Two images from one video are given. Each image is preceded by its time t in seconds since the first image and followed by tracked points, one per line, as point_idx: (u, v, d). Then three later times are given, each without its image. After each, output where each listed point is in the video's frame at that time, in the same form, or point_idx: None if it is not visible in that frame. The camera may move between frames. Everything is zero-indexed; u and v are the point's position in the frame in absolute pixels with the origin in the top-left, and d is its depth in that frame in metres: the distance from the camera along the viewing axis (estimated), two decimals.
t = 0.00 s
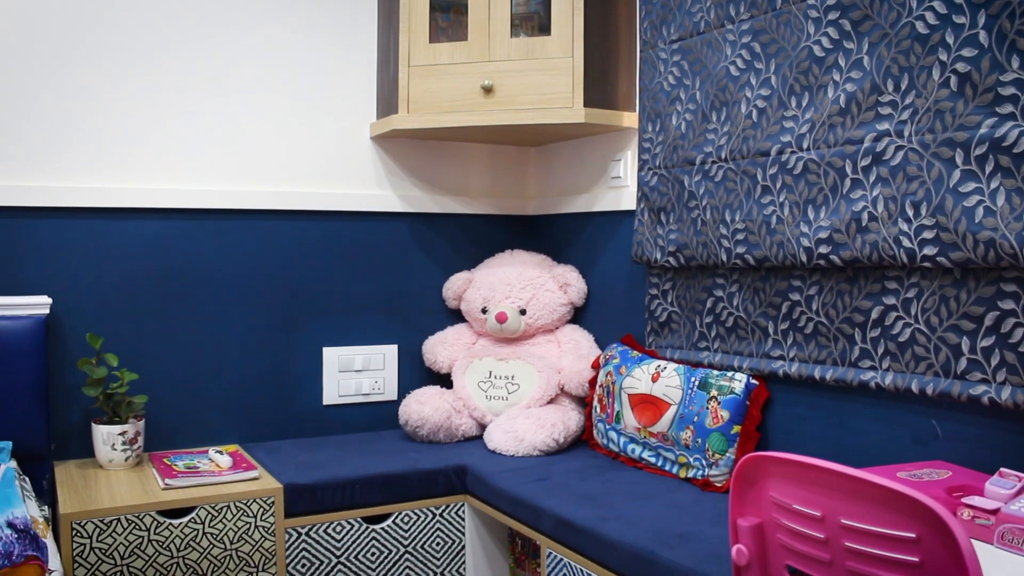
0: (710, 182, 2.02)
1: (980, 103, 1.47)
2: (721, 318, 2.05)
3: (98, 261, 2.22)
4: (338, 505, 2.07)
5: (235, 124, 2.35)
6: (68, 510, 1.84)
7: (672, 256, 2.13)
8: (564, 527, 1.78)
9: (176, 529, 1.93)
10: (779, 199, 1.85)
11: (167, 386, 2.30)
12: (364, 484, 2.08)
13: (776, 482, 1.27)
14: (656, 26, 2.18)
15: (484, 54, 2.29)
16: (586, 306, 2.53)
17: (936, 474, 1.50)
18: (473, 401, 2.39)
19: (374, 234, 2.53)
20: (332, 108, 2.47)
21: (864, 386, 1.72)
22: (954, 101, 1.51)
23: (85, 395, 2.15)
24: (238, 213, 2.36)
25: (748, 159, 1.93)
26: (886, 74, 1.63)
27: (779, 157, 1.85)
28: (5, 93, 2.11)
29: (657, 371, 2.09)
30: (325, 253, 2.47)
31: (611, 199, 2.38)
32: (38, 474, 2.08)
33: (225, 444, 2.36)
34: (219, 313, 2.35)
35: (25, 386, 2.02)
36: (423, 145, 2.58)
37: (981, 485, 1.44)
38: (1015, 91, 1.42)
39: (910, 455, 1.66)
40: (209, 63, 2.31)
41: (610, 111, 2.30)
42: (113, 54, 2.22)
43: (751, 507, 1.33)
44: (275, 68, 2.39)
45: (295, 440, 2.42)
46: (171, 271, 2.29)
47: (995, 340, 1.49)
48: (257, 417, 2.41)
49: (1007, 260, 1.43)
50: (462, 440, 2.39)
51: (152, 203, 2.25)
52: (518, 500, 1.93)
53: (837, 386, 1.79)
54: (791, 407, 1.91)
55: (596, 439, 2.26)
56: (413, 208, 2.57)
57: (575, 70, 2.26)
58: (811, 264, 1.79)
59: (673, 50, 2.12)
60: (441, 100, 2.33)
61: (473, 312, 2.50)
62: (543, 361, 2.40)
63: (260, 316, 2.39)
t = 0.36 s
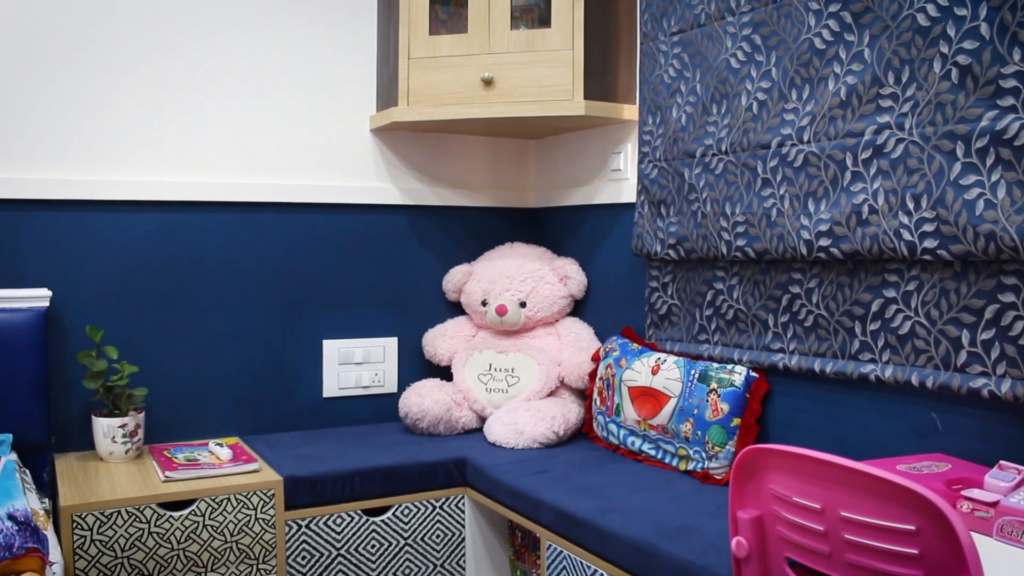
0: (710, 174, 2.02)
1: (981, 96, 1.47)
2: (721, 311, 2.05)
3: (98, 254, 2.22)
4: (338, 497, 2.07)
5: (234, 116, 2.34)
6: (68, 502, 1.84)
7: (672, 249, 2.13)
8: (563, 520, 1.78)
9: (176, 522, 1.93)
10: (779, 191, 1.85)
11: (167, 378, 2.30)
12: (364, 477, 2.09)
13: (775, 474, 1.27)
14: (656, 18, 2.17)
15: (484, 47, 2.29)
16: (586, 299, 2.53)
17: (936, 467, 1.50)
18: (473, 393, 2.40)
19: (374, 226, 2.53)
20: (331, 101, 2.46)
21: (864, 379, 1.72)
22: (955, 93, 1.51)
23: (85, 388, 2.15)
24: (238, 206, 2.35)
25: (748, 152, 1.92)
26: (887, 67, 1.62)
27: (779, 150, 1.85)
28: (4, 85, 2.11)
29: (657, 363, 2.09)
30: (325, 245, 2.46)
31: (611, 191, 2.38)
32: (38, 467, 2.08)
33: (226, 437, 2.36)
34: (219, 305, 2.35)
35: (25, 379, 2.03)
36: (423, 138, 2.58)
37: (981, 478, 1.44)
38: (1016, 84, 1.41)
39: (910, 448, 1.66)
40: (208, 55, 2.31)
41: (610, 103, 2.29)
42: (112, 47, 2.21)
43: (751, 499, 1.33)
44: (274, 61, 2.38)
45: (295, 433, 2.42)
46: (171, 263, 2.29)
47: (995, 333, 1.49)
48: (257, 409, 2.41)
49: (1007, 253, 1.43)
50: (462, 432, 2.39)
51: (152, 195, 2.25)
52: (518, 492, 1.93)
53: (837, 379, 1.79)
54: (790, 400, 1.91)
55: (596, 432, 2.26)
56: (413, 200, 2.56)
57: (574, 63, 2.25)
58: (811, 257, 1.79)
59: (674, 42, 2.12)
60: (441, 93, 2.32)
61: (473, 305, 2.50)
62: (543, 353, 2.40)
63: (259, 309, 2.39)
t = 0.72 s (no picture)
0: (711, 166, 2.01)
1: (982, 88, 1.46)
2: (721, 303, 2.05)
3: (98, 246, 2.21)
4: (338, 489, 2.08)
5: (234, 108, 2.34)
6: (69, 494, 1.85)
7: (672, 241, 2.12)
8: (563, 512, 1.78)
9: (177, 514, 1.94)
10: (779, 183, 1.85)
11: (167, 371, 2.30)
12: (364, 469, 2.09)
13: (775, 466, 1.27)
14: (657, 10, 2.16)
15: (484, 39, 2.28)
16: (586, 291, 2.53)
17: (935, 459, 1.50)
18: (473, 385, 2.40)
19: (373, 218, 2.52)
20: (332, 92, 2.45)
21: (864, 371, 1.72)
22: (956, 85, 1.50)
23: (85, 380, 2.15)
24: (238, 198, 2.35)
25: (749, 144, 1.92)
26: (888, 59, 1.62)
27: (780, 142, 1.85)
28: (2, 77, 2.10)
29: (657, 356, 2.09)
30: (325, 237, 2.46)
31: (611, 183, 2.38)
32: (39, 459, 2.08)
33: (226, 429, 2.36)
34: (219, 297, 2.35)
35: (25, 370, 2.03)
36: (423, 130, 2.57)
37: (980, 470, 1.45)
38: (1017, 75, 1.41)
39: (910, 440, 1.66)
40: (207, 47, 2.30)
41: (610, 95, 2.29)
42: (111, 38, 2.20)
43: (751, 491, 1.33)
44: (273, 53, 2.38)
45: (295, 425, 2.43)
46: (170, 256, 2.29)
47: (996, 325, 1.49)
48: (257, 401, 2.41)
49: (1008, 245, 1.43)
50: (462, 424, 2.39)
51: (152, 187, 2.24)
52: (518, 484, 1.94)
53: (837, 371, 1.80)
54: (790, 392, 1.91)
55: (596, 424, 2.26)
56: (413, 192, 2.56)
57: (575, 54, 2.24)
58: (811, 249, 1.79)
59: (675, 34, 2.11)
60: (441, 84, 2.32)
61: (473, 297, 2.50)
62: (543, 345, 2.40)
63: (260, 301, 2.39)
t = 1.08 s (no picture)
0: (711, 158, 2.01)
1: (983, 80, 1.46)
2: (721, 295, 2.05)
3: (98, 238, 2.21)
4: (338, 481, 2.08)
5: (234, 100, 2.33)
6: (69, 486, 1.85)
7: (672, 233, 2.12)
8: (563, 504, 1.78)
9: (177, 505, 1.94)
10: (780, 175, 1.85)
11: (167, 363, 2.30)
12: (365, 461, 2.09)
13: (775, 458, 1.28)
14: (657, 1, 2.16)
15: (484, 31, 2.28)
16: (586, 283, 2.52)
17: (935, 451, 1.51)
18: (473, 378, 2.40)
19: (373, 211, 2.52)
20: (331, 84, 2.45)
21: (864, 363, 1.72)
22: (957, 78, 1.50)
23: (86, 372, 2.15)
24: (237, 190, 2.35)
25: (749, 136, 1.92)
26: (889, 50, 1.62)
27: (781, 134, 1.84)
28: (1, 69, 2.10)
29: (657, 348, 2.09)
30: (325, 229, 2.46)
31: (611, 175, 2.38)
32: (39, 450, 2.09)
33: (226, 421, 2.36)
34: (219, 290, 2.34)
35: (26, 363, 2.03)
36: (423, 121, 2.57)
37: (980, 462, 1.45)
38: (1018, 67, 1.41)
39: (909, 432, 1.67)
40: (206, 38, 2.29)
41: (611, 87, 2.28)
42: (110, 30, 2.19)
43: (751, 483, 1.33)
44: (272, 45, 2.37)
45: (295, 417, 2.43)
46: (170, 248, 2.29)
47: (996, 318, 1.49)
48: (257, 394, 2.41)
49: (1008, 237, 1.43)
50: (462, 416, 2.40)
51: (152, 179, 2.24)
52: (518, 476, 1.94)
53: (836, 364, 1.80)
54: (790, 385, 1.91)
55: (596, 416, 2.26)
56: (413, 184, 2.55)
57: (575, 46, 2.24)
58: (812, 242, 1.79)
59: (675, 25, 2.10)
60: (441, 76, 2.32)
61: (473, 289, 2.50)
62: (543, 338, 2.40)
63: (260, 293, 2.39)
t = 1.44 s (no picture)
0: (711, 150, 2.01)
1: (985, 72, 1.46)
2: (721, 288, 2.05)
3: (97, 230, 2.21)
4: (338, 472, 2.08)
5: (233, 92, 2.32)
6: (70, 477, 1.85)
7: (672, 225, 2.12)
8: (563, 496, 1.79)
9: (178, 497, 1.94)
10: (780, 167, 1.84)
11: (166, 355, 2.30)
12: (365, 452, 2.09)
13: (775, 450, 1.28)
14: None
15: (484, 22, 2.27)
16: (586, 275, 2.52)
17: (935, 444, 1.51)
18: (473, 369, 2.40)
19: (373, 202, 2.52)
20: (331, 76, 2.44)
21: (864, 355, 1.73)
22: (958, 69, 1.50)
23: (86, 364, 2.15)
24: (236, 181, 2.34)
25: (750, 127, 1.91)
26: (890, 42, 1.61)
27: (781, 125, 1.84)
28: None
29: (657, 340, 2.09)
30: (325, 221, 2.46)
31: (611, 167, 2.37)
32: (40, 442, 2.09)
33: (226, 413, 2.37)
34: (219, 282, 2.34)
35: (25, 355, 2.03)
36: (423, 113, 2.56)
37: (979, 454, 1.45)
38: (1020, 59, 1.40)
39: (909, 424, 1.67)
40: (205, 29, 2.28)
41: (611, 79, 2.27)
42: (108, 21, 2.18)
43: (751, 475, 1.34)
44: (271, 36, 2.36)
45: (295, 409, 2.43)
46: (169, 240, 2.28)
47: (996, 310, 1.49)
48: (257, 385, 2.41)
49: (1009, 229, 1.43)
50: (461, 408, 2.40)
51: (151, 171, 2.23)
52: (518, 468, 1.94)
53: (836, 356, 1.80)
54: (790, 377, 1.91)
55: (596, 408, 2.27)
56: (413, 176, 2.55)
57: (576, 37, 2.23)
58: (812, 234, 1.79)
59: (676, 17, 2.10)
60: (441, 68, 2.31)
61: (473, 281, 2.49)
62: (543, 330, 2.40)
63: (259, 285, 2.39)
